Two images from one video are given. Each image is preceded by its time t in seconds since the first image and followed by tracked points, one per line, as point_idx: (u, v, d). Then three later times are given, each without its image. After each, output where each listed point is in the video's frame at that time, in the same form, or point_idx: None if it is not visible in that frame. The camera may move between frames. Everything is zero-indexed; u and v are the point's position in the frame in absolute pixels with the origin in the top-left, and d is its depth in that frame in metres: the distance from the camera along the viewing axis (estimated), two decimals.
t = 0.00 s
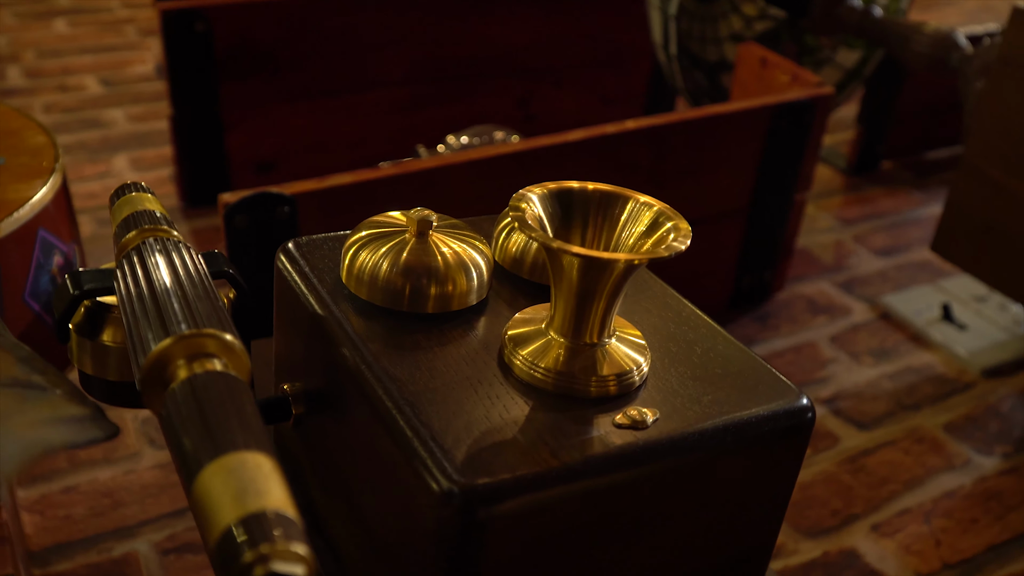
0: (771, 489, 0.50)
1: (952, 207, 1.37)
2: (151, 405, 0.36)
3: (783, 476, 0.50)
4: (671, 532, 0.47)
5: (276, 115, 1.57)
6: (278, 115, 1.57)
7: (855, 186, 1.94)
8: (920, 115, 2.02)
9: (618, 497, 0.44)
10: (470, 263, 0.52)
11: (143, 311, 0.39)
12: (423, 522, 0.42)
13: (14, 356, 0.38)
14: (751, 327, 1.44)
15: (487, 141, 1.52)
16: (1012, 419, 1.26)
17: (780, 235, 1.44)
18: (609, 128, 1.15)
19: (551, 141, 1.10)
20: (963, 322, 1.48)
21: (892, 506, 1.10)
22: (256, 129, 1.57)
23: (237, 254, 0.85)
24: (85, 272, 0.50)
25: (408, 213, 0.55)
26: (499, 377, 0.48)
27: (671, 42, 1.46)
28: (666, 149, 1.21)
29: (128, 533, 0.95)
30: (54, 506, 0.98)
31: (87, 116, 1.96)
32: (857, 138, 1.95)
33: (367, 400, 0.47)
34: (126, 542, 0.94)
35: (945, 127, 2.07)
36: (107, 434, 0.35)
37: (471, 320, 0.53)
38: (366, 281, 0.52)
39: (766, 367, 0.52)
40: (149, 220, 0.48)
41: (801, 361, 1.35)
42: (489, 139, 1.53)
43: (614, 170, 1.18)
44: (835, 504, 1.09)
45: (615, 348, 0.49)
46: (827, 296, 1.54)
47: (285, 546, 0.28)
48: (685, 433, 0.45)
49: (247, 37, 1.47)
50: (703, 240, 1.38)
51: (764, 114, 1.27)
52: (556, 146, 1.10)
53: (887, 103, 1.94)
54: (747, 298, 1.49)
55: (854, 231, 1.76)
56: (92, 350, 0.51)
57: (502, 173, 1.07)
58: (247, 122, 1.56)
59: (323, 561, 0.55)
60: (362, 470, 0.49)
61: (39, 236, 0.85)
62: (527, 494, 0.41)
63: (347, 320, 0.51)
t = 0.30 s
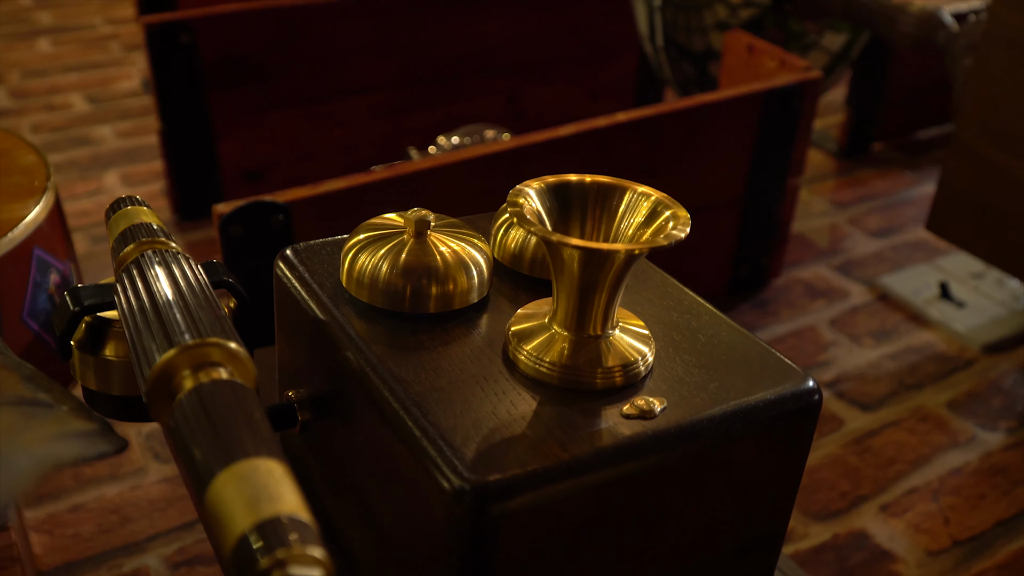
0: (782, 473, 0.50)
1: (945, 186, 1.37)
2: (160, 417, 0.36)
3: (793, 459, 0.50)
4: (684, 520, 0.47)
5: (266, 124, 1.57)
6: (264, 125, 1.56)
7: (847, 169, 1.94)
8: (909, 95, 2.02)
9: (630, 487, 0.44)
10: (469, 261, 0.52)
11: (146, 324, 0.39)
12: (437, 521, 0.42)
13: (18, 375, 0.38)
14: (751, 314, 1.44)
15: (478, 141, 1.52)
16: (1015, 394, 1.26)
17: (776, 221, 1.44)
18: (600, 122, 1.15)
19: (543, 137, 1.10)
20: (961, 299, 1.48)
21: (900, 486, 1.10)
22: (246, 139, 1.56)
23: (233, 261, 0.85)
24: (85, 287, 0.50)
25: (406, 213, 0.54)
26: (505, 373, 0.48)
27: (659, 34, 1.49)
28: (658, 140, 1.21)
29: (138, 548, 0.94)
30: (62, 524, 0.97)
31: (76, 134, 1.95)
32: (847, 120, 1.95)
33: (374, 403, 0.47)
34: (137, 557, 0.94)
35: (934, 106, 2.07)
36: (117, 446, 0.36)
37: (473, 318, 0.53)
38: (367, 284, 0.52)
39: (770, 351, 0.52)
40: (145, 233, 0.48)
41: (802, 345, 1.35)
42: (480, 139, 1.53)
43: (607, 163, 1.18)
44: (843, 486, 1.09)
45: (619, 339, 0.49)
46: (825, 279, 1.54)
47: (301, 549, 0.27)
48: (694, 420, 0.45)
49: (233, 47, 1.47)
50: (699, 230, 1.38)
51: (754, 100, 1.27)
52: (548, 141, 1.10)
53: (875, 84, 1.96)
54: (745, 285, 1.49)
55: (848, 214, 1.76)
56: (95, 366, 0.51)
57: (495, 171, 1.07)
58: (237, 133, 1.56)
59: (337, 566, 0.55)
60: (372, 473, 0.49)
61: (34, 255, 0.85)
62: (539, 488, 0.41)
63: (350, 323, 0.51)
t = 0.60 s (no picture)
0: (788, 460, 0.50)
1: (940, 172, 1.37)
2: (165, 422, 0.36)
3: (799, 447, 0.50)
4: (691, 510, 0.47)
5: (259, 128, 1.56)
6: (259, 129, 1.56)
7: (841, 158, 1.94)
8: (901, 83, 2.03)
9: (637, 479, 0.44)
10: (469, 257, 0.52)
11: (148, 329, 0.39)
12: (446, 518, 0.42)
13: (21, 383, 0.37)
14: (749, 305, 1.44)
15: (472, 139, 1.52)
16: (1015, 378, 1.27)
17: (772, 212, 1.44)
18: (594, 117, 1.15)
19: (538, 133, 1.10)
20: (959, 285, 1.49)
21: (903, 472, 1.10)
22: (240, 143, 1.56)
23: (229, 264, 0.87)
24: (84, 294, 0.50)
25: (404, 211, 0.54)
26: (509, 368, 0.48)
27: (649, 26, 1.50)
28: (652, 133, 1.21)
29: (143, 556, 0.94)
30: (66, 533, 0.97)
31: (69, 144, 1.95)
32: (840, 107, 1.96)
33: (378, 402, 0.47)
34: (142, 564, 0.93)
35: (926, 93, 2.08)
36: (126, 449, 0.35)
37: (474, 314, 0.53)
38: (367, 283, 0.52)
39: (773, 340, 0.52)
40: (144, 237, 0.48)
41: (802, 335, 1.35)
42: (474, 137, 1.53)
43: (602, 157, 1.18)
44: (846, 475, 1.09)
45: (622, 331, 0.49)
46: (822, 269, 1.54)
47: (312, 549, 0.27)
48: (699, 411, 0.45)
49: (224, 51, 1.47)
50: (695, 222, 1.37)
51: (746, 91, 1.27)
52: (543, 137, 1.10)
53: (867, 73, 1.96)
54: (743, 277, 1.49)
55: (843, 202, 1.76)
56: (97, 373, 0.51)
57: (491, 168, 1.07)
58: (230, 138, 1.55)
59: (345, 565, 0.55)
60: (378, 471, 0.49)
61: (31, 265, 0.85)
62: (548, 482, 0.41)
63: (352, 323, 0.51)
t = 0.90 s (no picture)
0: (794, 446, 0.50)
1: (933, 155, 1.37)
2: (174, 429, 0.36)
3: (805, 433, 0.50)
4: (699, 499, 0.47)
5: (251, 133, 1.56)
6: (251, 134, 1.56)
7: (833, 145, 1.95)
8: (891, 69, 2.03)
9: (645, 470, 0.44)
10: (469, 255, 0.52)
11: (153, 336, 0.39)
12: (455, 515, 0.42)
13: (27, 394, 0.37)
14: (747, 294, 1.44)
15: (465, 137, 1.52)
16: (1014, 358, 1.27)
17: (766, 201, 1.44)
18: (586, 111, 1.15)
19: (530, 129, 1.10)
20: (955, 268, 1.49)
21: (905, 456, 1.10)
22: (232, 149, 1.56)
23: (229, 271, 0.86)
24: (85, 304, 0.50)
25: (403, 211, 0.54)
26: (513, 364, 0.48)
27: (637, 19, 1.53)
28: (644, 126, 1.22)
29: (150, 564, 0.94)
30: (72, 545, 0.97)
31: (60, 155, 1.94)
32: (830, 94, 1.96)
33: (383, 402, 0.47)
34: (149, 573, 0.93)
35: (916, 77, 2.08)
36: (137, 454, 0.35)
37: (476, 311, 0.53)
38: (368, 284, 0.52)
39: (775, 328, 0.52)
40: (144, 245, 0.48)
41: (800, 323, 1.35)
42: (466, 135, 1.53)
43: (595, 151, 1.18)
44: (849, 460, 1.10)
45: (625, 324, 0.49)
46: (818, 256, 1.54)
47: (327, 549, 0.27)
48: (705, 401, 0.45)
49: (213, 57, 1.46)
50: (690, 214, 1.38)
51: (737, 80, 1.27)
52: (536, 133, 1.10)
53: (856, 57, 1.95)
54: (739, 267, 1.49)
55: (837, 189, 1.77)
56: (101, 382, 0.51)
57: (485, 166, 1.07)
58: (222, 144, 1.55)
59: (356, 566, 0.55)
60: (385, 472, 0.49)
61: (29, 277, 0.84)
62: (556, 476, 0.41)
63: (354, 324, 0.51)
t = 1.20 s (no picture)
0: (799, 428, 0.50)
1: (925, 135, 1.37)
2: (180, 435, 0.36)
3: (810, 415, 0.50)
4: (707, 484, 0.48)
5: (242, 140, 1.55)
6: (242, 140, 1.55)
7: (824, 129, 1.95)
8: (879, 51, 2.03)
9: (652, 457, 0.44)
10: (468, 250, 0.52)
11: (156, 342, 0.39)
12: (464, 509, 0.42)
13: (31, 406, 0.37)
14: (744, 281, 1.45)
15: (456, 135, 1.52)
16: (1013, 334, 1.28)
17: (760, 187, 1.44)
18: (576, 104, 1.14)
19: (521, 124, 1.10)
20: (951, 247, 1.49)
21: (908, 436, 1.10)
22: (223, 156, 1.55)
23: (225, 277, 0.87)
24: (85, 314, 0.49)
25: (399, 208, 0.54)
26: (516, 357, 0.48)
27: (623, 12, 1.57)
28: (636, 117, 1.22)
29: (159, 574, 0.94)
30: (80, 558, 0.97)
31: (51, 169, 1.94)
32: (819, 79, 1.96)
33: (388, 400, 0.47)
34: None
35: (904, 59, 2.08)
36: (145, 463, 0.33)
37: (477, 306, 0.53)
38: (368, 283, 0.51)
39: (776, 311, 0.52)
40: (142, 253, 0.48)
41: (798, 307, 1.36)
42: (458, 133, 1.53)
43: (587, 144, 1.18)
44: (853, 442, 1.10)
45: (626, 313, 0.49)
46: (813, 240, 1.54)
47: (340, 547, 0.27)
48: (709, 386, 0.45)
49: (201, 65, 1.46)
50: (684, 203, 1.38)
51: (726, 68, 1.27)
52: (528, 128, 1.10)
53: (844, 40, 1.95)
54: (735, 254, 1.49)
55: (830, 173, 1.77)
56: (104, 392, 0.51)
57: (477, 163, 1.07)
58: (213, 152, 1.54)
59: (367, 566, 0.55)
60: (393, 470, 0.49)
61: (26, 290, 0.84)
62: (563, 466, 0.41)
63: (356, 323, 0.51)
